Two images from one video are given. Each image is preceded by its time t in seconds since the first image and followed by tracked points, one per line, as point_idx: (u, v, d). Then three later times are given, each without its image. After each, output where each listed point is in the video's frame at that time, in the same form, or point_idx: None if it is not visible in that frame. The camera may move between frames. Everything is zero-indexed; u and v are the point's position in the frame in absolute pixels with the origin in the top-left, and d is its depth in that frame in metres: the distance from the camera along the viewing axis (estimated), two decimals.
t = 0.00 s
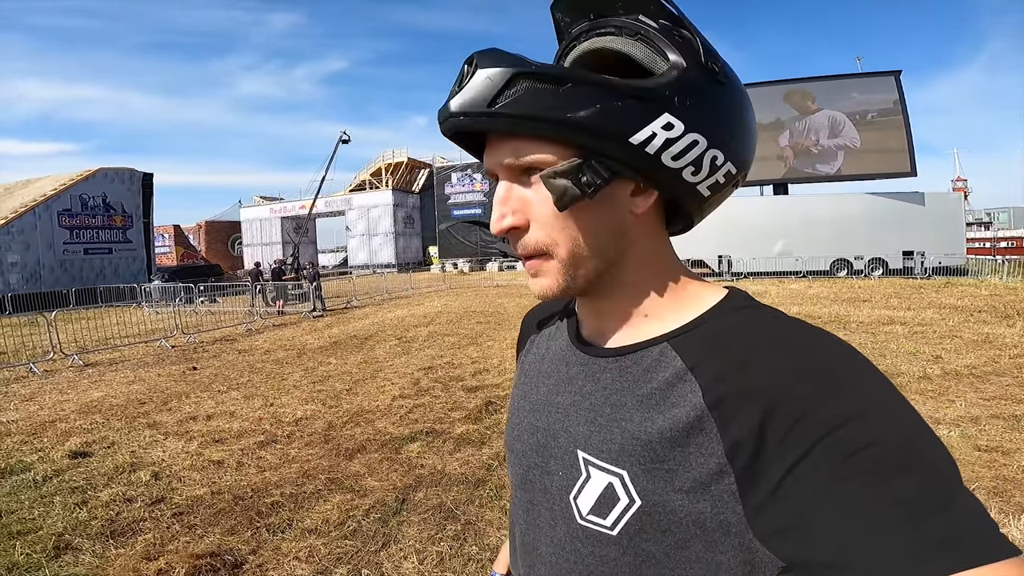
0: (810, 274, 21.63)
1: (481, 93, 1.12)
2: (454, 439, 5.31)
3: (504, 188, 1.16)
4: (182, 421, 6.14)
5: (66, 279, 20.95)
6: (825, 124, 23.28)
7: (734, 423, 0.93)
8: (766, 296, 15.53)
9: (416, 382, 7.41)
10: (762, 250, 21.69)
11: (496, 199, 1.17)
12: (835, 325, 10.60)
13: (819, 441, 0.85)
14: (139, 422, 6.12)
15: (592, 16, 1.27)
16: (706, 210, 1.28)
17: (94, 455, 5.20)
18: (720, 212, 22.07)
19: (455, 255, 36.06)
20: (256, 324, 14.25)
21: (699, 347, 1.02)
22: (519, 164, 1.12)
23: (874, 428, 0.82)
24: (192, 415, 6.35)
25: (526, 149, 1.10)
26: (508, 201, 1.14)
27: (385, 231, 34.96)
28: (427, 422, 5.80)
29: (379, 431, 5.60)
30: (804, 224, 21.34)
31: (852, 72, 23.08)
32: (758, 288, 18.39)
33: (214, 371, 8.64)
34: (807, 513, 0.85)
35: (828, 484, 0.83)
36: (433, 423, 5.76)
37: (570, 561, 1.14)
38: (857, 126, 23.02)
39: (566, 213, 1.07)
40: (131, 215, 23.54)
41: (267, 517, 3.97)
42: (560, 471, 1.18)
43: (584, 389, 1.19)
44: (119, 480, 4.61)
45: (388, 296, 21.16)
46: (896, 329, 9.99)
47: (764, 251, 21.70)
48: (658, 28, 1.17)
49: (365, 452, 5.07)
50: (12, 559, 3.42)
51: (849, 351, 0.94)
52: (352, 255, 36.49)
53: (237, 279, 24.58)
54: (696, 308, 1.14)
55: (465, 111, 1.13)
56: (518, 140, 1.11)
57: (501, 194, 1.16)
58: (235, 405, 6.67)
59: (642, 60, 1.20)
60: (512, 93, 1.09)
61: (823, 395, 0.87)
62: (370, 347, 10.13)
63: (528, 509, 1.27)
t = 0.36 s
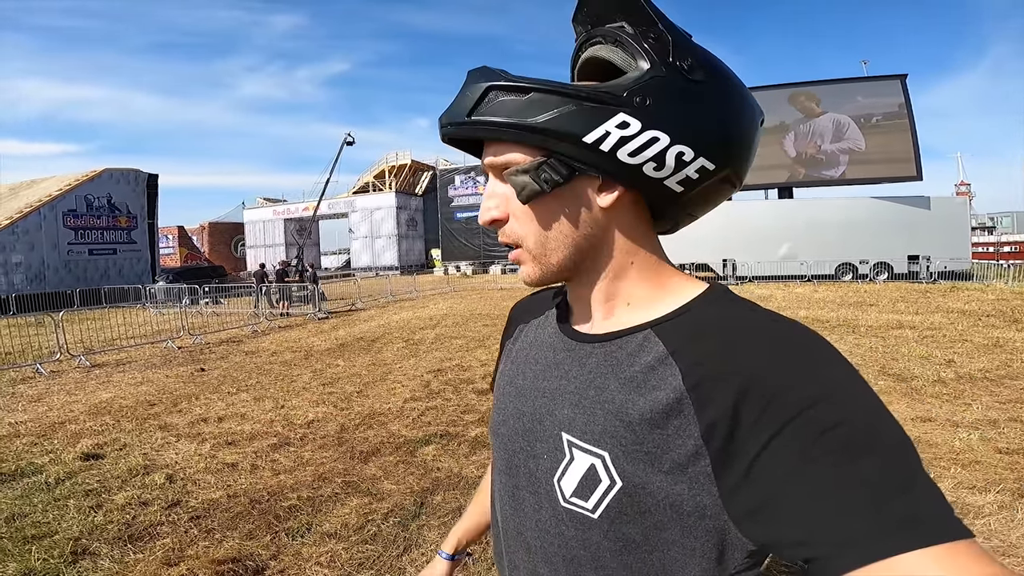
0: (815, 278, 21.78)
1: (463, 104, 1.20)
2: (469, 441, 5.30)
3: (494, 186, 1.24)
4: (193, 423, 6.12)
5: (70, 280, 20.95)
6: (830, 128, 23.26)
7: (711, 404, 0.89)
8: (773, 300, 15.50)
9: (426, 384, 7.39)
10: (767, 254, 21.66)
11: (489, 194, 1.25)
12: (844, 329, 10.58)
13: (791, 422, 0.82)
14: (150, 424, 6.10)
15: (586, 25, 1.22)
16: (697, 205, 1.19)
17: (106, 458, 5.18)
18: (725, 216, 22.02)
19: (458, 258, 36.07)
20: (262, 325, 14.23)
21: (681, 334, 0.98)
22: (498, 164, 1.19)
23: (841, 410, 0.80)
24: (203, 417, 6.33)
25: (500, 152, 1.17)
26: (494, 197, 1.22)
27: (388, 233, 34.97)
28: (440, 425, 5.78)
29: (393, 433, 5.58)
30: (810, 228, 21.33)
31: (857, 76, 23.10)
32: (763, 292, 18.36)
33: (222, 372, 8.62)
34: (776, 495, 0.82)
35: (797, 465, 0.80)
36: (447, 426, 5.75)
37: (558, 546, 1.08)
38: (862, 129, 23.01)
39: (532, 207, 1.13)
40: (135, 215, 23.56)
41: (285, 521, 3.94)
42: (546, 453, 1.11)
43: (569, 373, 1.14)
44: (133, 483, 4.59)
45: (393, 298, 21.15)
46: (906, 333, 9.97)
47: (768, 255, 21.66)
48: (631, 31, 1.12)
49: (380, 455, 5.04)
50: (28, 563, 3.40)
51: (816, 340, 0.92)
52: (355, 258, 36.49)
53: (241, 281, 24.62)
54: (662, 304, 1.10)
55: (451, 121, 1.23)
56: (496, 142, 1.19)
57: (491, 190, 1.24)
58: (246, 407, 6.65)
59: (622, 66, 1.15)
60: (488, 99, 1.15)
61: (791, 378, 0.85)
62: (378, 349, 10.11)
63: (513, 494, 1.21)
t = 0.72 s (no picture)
0: (820, 284, 21.54)
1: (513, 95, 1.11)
2: (479, 446, 5.28)
3: (535, 181, 1.16)
4: (202, 426, 6.12)
5: (76, 282, 21.05)
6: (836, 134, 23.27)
7: (737, 405, 0.88)
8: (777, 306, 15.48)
9: (434, 389, 7.38)
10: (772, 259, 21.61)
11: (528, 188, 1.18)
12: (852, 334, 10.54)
13: (818, 423, 0.81)
14: (159, 427, 6.10)
15: (621, 23, 1.23)
16: (722, 210, 1.24)
17: (116, 460, 5.18)
18: (730, 222, 22.01)
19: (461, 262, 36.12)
20: (267, 329, 14.27)
21: (708, 336, 0.98)
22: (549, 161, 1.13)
23: (870, 411, 0.79)
24: (211, 420, 6.33)
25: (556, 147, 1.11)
26: (539, 194, 1.14)
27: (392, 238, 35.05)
28: (450, 429, 5.77)
29: (402, 437, 5.57)
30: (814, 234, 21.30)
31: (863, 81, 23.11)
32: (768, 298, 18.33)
33: (230, 375, 8.63)
34: (803, 494, 0.81)
35: (823, 466, 0.79)
36: (456, 430, 5.73)
37: (577, 549, 1.06)
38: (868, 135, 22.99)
39: (593, 207, 1.07)
40: (141, 218, 23.67)
41: (297, 524, 3.93)
42: (567, 455, 1.10)
43: (592, 373, 1.13)
44: (144, 486, 4.58)
45: (397, 302, 21.17)
46: (914, 339, 9.93)
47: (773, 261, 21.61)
48: (684, 37, 1.13)
49: (391, 459, 5.03)
50: (41, 566, 3.40)
51: (846, 342, 0.91)
52: (358, 262, 36.54)
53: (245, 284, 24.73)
54: (707, 300, 1.10)
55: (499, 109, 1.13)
56: (551, 137, 1.11)
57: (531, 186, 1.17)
58: (254, 410, 6.65)
59: (666, 68, 1.16)
60: (548, 93, 1.08)
61: (817, 379, 0.84)
62: (384, 353, 10.11)
63: (532, 496, 1.20)
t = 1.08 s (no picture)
0: (825, 290, 21.66)
1: (606, 79, 1.07)
2: (483, 449, 5.28)
3: (592, 176, 1.09)
4: (208, 429, 6.14)
5: (82, 286, 21.17)
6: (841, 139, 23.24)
7: (738, 406, 0.89)
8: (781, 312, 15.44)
9: (438, 393, 7.38)
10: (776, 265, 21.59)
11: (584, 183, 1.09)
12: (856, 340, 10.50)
13: (820, 424, 0.82)
14: (165, 429, 6.12)
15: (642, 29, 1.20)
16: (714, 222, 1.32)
17: (122, 461, 5.20)
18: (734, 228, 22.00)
19: (465, 268, 36.20)
20: (272, 333, 14.32)
21: (711, 338, 0.99)
22: (615, 156, 1.08)
23: (870, 413, 0.79)
24: (217, 423, 6.35)
25: (628, 142, 1.07)
26: (598, 191, 1.08)
27: (396, 243, 35.15)
28: (454, 432, 5.78)
29: (407, 441, 5.57)
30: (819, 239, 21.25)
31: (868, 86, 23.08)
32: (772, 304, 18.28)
33: (235, 379, 8.66)
34: (805, 494, 0.81)
35: (825, 466, 0.80)
36: (460, 434, 5.74)
37: (579, 550, 1.07)
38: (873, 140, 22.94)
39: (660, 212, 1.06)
40: (147, 222, 23.83)
41: (303, 526, 3.94)
42: (569, 456, 1.11)
43: (595, 376, 1.14)
44: (151, 487, 4.60)
45: (400, 307, 21.21)
46: (918, 345, 9.88)
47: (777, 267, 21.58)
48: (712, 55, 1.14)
49: (395, 462, 5.03)
50: (49, 566, 3.41)
51: (847, 344, 0.92)
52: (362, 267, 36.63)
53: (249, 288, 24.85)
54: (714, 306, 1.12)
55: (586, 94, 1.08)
56: (624, 134, 1.07)
57: (589, 178, 1.09)
58: (259, 413, 6.66)
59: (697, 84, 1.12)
60: (635, 89, 1.05)
61: (819, 382, 0.85)
62: (388, 358, 10.13)
63: (535, 496, 1.21)
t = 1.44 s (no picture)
0: (829, 298, 21.42)
1: (649, 104, 1.09)
2: (483, 456, 5.28)
3: (622, 201, 1.06)
4: (211, 434, 6.15)
5: (88, 290, 21.31)
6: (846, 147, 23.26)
7: (723, 427, 0.90)
8: (784, 320, 15.40)
9: (440, 400, 7.38)
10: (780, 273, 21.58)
11: (616, 208, 1.05)
12: (859, 349, 10.46)
13: (802, 442, 0.83)
14: (168, 434, 6.15)
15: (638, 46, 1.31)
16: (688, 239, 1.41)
17: (125, 466, 5.22)
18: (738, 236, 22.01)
19: (469, 274, 36.29)
20: (276, 339, 14.37)
21: (695, 357, 1.00)
22: (648, 183, 1.07)
23: (849, 428, 0.81)
24: (220, 428, 6.37)
25: (666, 169, 1.07)
26: (628, 217, 1.05)
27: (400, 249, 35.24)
28: (455, 439, 5.78)
29: (408, 447, 5.58)
30: (822, 247, 21.16)
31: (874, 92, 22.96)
32: (776, 311, 18.22)
33: (238, 384, 8.68)
34: (789, 510, 0.81)
35: (808, 483, 0.81)
36: (461, 440, 5.73)
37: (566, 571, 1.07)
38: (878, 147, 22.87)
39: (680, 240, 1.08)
40: (153, 227, 23.97)
41: (303, 531, 3.94)
42: (556, 477, 1.12)
43: (581, 398, 1.15)
44: (153, 491, 4.61)
45: (403, 313, 21.24)
46: (922, 353, 9.82)
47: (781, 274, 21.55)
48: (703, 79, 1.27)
49: (396, 468, 5.03)
50: (51, 568, 3.43)
51: (826, 363, 0.93)
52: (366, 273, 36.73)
53: (254, 293, 24.94)
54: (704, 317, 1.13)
55: (630, 115, 1.08)
56: (662, 160, 1.07)
57: (619, 204, 1.06)
58: (262, 419, 6.68)
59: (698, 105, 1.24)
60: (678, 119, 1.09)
61: (799, 399, 0.87)
62: (391, 364, 10.15)
63: (522, 515, 1.21)
